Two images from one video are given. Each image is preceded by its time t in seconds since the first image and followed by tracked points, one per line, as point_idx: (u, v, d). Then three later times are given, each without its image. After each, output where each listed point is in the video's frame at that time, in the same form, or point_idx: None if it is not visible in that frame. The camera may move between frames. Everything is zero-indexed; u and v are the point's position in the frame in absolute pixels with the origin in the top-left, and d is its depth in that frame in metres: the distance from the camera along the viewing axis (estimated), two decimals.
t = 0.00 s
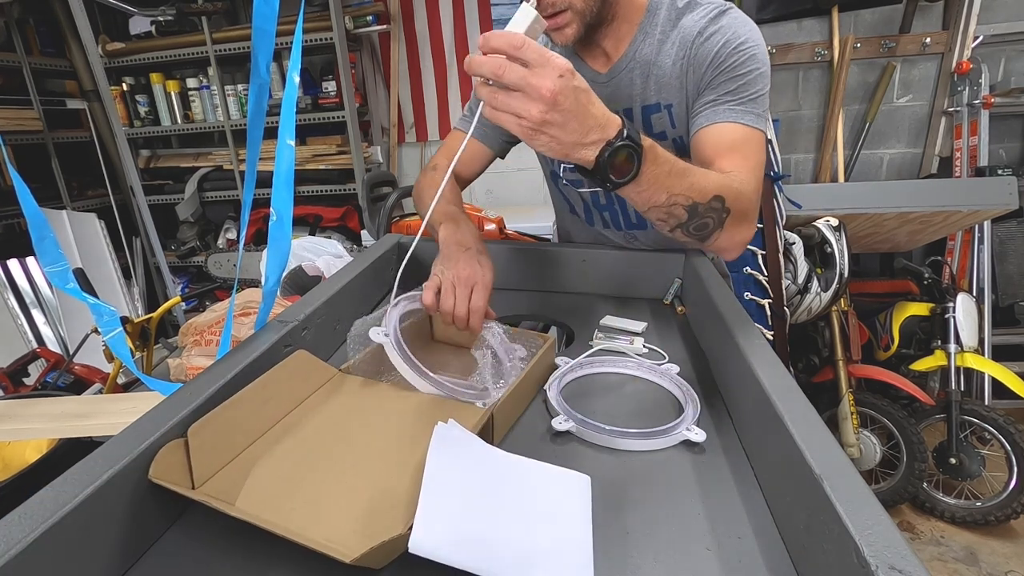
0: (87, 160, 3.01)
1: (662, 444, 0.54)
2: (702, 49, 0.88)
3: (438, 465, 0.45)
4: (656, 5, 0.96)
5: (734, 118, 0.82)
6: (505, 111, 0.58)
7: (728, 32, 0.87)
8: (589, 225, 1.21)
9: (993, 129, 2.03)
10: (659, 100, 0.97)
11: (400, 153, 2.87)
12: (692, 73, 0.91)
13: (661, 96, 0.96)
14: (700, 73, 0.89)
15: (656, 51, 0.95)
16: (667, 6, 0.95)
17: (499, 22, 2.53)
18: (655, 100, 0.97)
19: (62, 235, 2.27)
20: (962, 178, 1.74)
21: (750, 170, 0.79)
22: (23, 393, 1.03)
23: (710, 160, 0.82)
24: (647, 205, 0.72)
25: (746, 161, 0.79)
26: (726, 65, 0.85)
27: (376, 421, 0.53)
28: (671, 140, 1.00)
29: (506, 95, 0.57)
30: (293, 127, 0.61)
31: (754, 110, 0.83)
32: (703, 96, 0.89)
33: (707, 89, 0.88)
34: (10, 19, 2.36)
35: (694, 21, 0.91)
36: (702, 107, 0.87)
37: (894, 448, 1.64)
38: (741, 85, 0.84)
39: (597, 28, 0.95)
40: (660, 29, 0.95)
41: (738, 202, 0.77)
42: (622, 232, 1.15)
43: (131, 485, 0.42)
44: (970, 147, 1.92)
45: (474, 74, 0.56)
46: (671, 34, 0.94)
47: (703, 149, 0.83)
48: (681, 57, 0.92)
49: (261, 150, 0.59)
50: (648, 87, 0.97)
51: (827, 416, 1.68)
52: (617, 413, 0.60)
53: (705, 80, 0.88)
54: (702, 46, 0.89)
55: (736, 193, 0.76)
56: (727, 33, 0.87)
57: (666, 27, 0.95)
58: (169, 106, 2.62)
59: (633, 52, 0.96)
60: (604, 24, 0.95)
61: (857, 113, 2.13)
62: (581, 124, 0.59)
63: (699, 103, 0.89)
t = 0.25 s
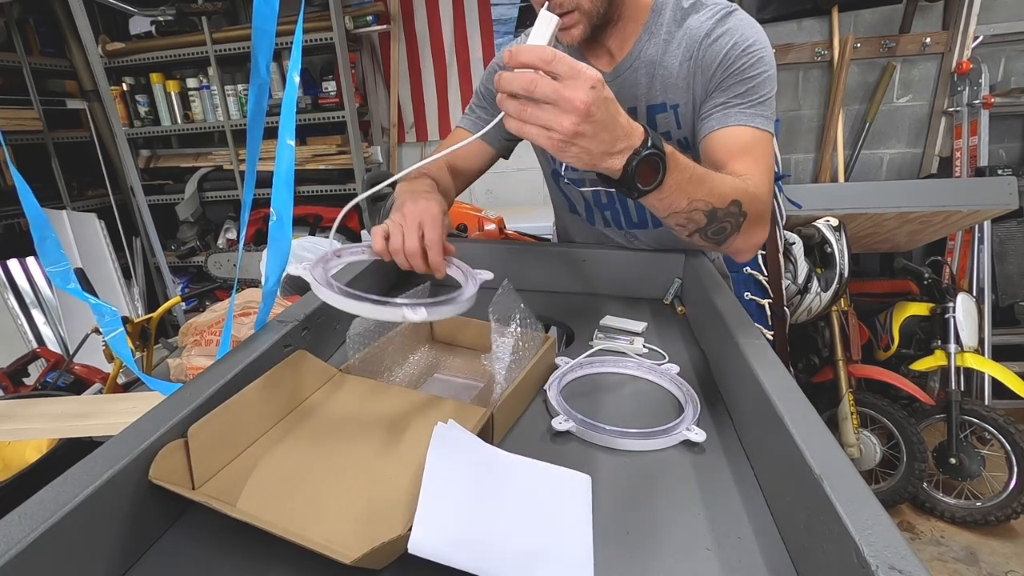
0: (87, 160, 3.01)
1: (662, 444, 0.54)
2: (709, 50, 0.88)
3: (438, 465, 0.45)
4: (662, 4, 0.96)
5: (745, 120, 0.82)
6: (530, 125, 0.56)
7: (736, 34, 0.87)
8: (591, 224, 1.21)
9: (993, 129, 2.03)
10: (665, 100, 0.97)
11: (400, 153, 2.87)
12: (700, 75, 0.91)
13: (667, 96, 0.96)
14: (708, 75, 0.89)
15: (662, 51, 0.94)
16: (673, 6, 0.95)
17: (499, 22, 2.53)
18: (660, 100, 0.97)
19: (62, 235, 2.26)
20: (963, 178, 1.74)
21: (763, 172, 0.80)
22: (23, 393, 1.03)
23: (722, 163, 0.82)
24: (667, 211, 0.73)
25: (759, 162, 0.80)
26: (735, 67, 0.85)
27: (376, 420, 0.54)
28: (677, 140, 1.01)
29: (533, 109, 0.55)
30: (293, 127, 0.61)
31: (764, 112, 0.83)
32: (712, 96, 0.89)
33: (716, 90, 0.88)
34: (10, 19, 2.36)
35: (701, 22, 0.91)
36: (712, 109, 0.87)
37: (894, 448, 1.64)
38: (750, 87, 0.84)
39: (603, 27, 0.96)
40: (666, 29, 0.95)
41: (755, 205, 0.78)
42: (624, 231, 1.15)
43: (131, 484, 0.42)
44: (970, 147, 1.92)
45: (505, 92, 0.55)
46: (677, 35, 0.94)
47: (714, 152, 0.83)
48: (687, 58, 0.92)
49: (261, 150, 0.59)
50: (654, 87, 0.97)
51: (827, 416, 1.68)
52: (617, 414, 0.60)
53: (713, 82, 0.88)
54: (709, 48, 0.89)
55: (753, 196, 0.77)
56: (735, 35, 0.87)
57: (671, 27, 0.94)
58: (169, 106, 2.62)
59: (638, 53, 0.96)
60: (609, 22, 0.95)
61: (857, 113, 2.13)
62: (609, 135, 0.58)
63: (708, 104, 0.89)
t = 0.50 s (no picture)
0: (87, 160, 3.01)
1: (662, 444, 0.54)
2: (711, 50, 0.89)
3: (438, 466, 0.45)
4: (663, 4, 0.96)
5: (747, 123, 0.83)
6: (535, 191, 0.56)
7: (737, 34, 0.87)
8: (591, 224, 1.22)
9: (993, 129, 2.03)
10: (667, 100, 0.96)
11: (400, 153, 2.87)
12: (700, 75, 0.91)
13: (668, 95, 0.96)
14: (709, 76, 0.89)
15: (663, 50, 0.94)
16: (674, 6, 0.96)
17: (499, 23, 2.50)
18: (663, 99, 0.96)
19: (62, 235, 2.26)
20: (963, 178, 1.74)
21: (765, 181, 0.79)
22: (23, 393, 1.03)
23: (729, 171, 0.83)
24: (665, 229, 0.74)
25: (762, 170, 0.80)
26: (737, 69, 0.85)
27: (377, 419, 0.54)
28: (676, 141, 1.00)
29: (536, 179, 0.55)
30: (293, 127, 0.61)
31: (766, 113, 0.83)
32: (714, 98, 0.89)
33: (718, 92, 0.88)
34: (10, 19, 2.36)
35: (702, 21, 0.91)
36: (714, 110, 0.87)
37: (894, 448, 1.64)
38: (751, 88, 0.84)
39: (605, 24, 0.94)
40: (667, 26, 0.95)
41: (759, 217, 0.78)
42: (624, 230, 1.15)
43: (131, 485, 0.42)
44: (970, 147, 1.92)
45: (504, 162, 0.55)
46: (678, 34, 0.94)
47: (717, 157, 0.83)
48: (689, 58, 0.92)
49: (261, 150, 0.59)
50: (655, 86, 0.96)
51: (827, 416, 1.68)
52: (618, 413, 0.60)
53: (715, 83, 0.88)
54: (711, 48, 0.89)
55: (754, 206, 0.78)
56: (736, 35, 0.87)
57: (673, 25, 0.95)
58: (169, 106, 2.62)
59: (640, 51, 0.95)
60: (613, 18, 0.94)
61: (857, 114, 2.13)
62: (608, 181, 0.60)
63: (710, 106, 0.89)
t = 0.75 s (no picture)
0: (87, 160, 3.01)
1: (663, 444, 0.54)
2: (717, 58, 0.89)
3: (438, 466, 0.45)
4: (666, 4, 0.96)
5: (755, 138, 0.85)
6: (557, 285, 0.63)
7: (744, 41, 0.87)
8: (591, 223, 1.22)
9: (993, 129, 2.03)
10: (671, 99, 0.96)
11: (400, 153, 2.87)
12: (706, 83, 0.91)
13: (673, 96, 0.96)
14: (716, 84, 0.90)
15: (668, 51, 0.94)
16: (677, 7, 0.96)
17: (499, 22, 2.52)
18: (667, 99, 0.96)
19: (62, 235, 2.26)
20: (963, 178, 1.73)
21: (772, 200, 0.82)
22: (23, 394, 1.03)
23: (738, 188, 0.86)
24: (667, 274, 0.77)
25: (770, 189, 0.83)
26: (744, 78, 0.87)
27: (378, 419, 0.54)
28: (679, 141, 0.99)
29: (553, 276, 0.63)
30: (293, 127, 0.61)
31: (774, 125, 0.85)
32: (721, 109, 0.90)
33: (725, 100, 0.89)
34: (10, 19, 2.36)
35: (708, 26, 0.91)
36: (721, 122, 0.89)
37: (894, 448, 1.64)
38: (758, 100, 0.86)
39: (610, 22, 0.94)
40: (672, 30, 0.95)
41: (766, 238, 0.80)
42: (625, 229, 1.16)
43: (131, 485, 0.42)
44: (970, 147, 1.92)
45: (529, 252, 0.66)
46: (683, 36, 0.94)
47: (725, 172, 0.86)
48: (694, 60, 0.92)
49: (261, 150, 0.59)
50: (660, 85, 0.96)
51: (827, 416, 1.68)
52: (618, 414, 0.60)
53: (722, 90, 0.89)
54: (717, 54, 0.89)
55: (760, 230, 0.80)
56: (743, 43, 0.87)
57: (678, 29, 0.95)
58: (169, 106, 2.62)
59: (645, 50, 0.96)
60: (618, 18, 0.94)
61: (857, 114, 2.13)
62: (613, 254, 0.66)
63: (717, 117, 0.90)
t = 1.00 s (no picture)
0: (87, 160, 3.01)
1: (662, 444, 0.54)
2: (720, 67, 0.89)
3: (438, 466, 0.45)
4: (670, 6, 0.96)
5: (754, 156, 0.88)
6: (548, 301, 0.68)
7: (748, 51, 0.88)
8: (588, 221, 1.22)
9: (993, 129, 2.03)
10: (672, 100, 0.95)
11: (400, 153, 2.87)
12: (706, 93, 0.92)
13: (674, 98, 0.95)
14: (717, 95, 0.91)
15: (670, 52, 0.94)
16: (681, 10, 0.96)
17: (499, 22, 2.52)
18: (667, 100, 0.96)
19: (62, 235, 2.27)
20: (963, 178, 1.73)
21: (765, 217, 0.85)
22: (23, 394, 1.03)
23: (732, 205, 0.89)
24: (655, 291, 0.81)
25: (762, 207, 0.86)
26: (745, 88, 0.88)
27: (379, 418, 0.54)
28: (679, 144, 0.98)
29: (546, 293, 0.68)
30: (293, 127, 0.61)
31: (772, 141, 0.88)
32: (721, 121, 0.92)
33: (726, 110, 0.91)
34: (10, 19, 2.36)
35: (712, 32, 0.91)
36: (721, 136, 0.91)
37: (894, 448, 1.64)
38: (758, 114, 0.88)
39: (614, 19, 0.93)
40: (676, 32, 0.94)
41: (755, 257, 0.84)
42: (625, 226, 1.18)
43: (132, 485, 0.42)
44: (970, 148, 1.91)
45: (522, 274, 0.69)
46: (687, 39, 0.94)
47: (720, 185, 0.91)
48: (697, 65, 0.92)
49: (261, 150, 0.59)
50: (662, 86, 0.96)
51: (827, 416, 1.68)
52: (618, 413, 0.60)
53: (723, 99, 0.91)
54: (720, 63, 0.89)
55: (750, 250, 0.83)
56: (747, 53, 0.88)
57: (681, 33, 0.94)
58: (169, 106, 2.62)
59: (648, 50, 0.95)
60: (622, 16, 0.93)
61: (857, 114, 2.14)
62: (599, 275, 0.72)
63: (717, 129, 0.92)
